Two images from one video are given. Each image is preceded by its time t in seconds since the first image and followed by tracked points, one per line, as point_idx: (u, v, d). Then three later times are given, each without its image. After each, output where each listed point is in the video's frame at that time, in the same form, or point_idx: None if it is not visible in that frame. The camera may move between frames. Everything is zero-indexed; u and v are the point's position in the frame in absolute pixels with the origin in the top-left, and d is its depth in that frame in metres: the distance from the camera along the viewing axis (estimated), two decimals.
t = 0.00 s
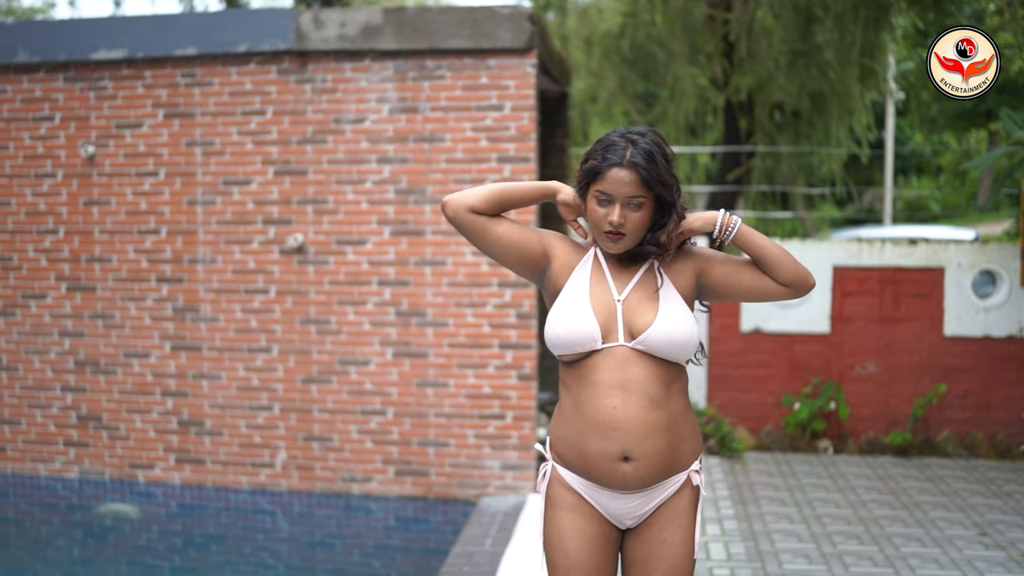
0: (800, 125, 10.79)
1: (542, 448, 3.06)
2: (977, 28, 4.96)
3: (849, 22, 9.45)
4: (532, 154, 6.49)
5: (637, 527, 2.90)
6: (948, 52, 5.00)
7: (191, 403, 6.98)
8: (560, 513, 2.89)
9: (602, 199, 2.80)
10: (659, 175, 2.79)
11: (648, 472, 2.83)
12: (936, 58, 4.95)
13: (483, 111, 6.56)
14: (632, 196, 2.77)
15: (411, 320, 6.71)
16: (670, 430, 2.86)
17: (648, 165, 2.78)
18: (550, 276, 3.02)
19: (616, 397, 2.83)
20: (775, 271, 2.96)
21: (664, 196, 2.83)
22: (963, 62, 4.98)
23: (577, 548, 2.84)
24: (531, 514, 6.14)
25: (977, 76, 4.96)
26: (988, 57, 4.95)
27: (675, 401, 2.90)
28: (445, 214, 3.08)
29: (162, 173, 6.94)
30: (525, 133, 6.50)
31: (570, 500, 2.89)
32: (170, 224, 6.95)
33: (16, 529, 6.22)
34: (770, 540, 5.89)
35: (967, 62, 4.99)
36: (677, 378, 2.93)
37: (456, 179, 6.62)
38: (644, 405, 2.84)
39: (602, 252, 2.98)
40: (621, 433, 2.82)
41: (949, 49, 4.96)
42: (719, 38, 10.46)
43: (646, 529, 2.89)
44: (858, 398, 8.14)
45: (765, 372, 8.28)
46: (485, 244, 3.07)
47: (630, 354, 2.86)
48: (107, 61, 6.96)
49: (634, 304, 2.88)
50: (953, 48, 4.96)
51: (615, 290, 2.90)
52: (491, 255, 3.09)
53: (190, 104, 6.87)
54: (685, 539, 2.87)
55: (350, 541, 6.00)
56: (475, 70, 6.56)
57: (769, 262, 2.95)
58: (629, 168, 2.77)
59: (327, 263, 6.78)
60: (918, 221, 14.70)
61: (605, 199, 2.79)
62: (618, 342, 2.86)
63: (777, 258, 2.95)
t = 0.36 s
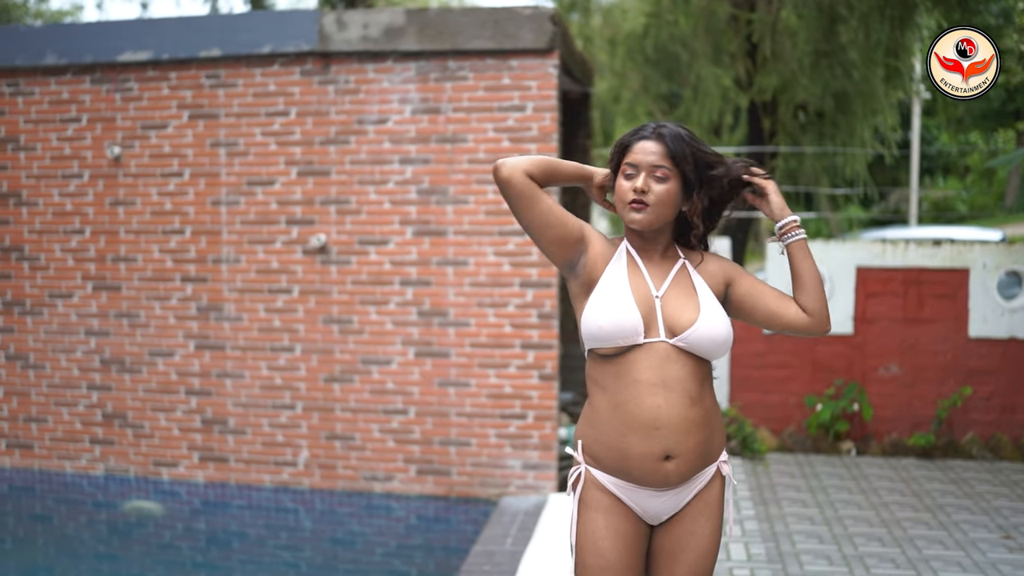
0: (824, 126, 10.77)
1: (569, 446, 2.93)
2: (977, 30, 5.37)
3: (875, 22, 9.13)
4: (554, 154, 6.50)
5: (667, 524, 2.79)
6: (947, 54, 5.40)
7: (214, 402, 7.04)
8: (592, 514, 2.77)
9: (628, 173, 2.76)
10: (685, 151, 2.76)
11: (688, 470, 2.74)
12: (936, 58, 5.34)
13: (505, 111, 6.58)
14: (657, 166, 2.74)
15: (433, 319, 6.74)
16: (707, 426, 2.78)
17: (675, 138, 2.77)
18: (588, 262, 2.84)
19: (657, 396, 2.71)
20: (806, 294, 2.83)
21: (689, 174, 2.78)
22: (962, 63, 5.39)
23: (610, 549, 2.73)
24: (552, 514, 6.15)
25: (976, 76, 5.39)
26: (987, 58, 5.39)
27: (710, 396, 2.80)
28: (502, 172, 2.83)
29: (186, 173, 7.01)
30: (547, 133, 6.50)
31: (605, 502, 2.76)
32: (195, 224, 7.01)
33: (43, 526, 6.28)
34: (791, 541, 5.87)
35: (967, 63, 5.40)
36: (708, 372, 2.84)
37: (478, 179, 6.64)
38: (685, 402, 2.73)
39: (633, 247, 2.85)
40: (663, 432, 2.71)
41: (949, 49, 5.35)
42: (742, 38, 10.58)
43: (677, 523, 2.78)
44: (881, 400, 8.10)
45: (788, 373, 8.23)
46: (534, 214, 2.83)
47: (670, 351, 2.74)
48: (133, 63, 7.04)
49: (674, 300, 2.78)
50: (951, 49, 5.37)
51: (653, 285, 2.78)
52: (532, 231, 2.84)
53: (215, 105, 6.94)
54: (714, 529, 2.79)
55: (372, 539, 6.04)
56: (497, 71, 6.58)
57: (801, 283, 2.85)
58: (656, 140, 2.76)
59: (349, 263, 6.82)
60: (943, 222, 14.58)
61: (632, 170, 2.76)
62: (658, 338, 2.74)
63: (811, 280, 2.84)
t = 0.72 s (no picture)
0: (835, 126, 10.76)
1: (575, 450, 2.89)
2: (977, 30, 5.46)
3: (885, 22, 8.97)
4: (562, 155, 6.53)
5: (675, 523, 2.79)
6: (948, 53, 5.50)
7: (225, 401, 7.08)
8: (605, 518, 2.74)
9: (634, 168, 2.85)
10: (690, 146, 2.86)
11: (699, 475, 2.74)
12: (936, 59, 5.45)
13: (513, 113, 6.60)
14: (661, 156, 2.82)
15: (442, 320, 6.77)
16: (716, 432, 2.78)
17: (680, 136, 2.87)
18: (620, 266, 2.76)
19: (672, 405, 2.70)
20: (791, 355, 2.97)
21: (694, 166, 2.86)
22: (962, 63, 5.49)
23: (623, 551, 2.71)
24: (559, 513, 6.17)
25: (976, 76, 5.48)
26: (987, 58, 5.48)
27: (717, 402, 2.81)
28: (586, 178, 2.56)
29: (197, 174, 7.05)
30: (555, 134, 6.53)
31: (619, 506, 2.73)
32: (205, 225, 7.06)
33: (54, 525, 6.33)
34: (798, 541, 5.88)
35: (967, 64, 5.50)
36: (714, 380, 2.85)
37: (487, 180, 6.66)
38: (697, 411, 2.73)
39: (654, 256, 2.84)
40: (677, 439, 2.70)
41: (948, 50, 5.46)
42: (752, 39, 10.67)
43: (684, 522, 2.78)
44: (889, 401, 8.09)
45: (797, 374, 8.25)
46: (598, 221, 2.65)
47: (682, 361, 2.73)
48: (145, 65, 7.09)
49: (691, 311, 2.78)
50: (952, 50, 5.47)
51: (671, 294, 2.78)
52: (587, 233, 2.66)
53: (226, 107, 6.98)
54: (721, 525, 2.80)
55: (380, 538, 6.07)
56: (506, 73, 6.60)
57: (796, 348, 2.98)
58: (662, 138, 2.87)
59: (359, 264, 6.86)
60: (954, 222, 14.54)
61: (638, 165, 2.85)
62: (675, 348, 2.73)
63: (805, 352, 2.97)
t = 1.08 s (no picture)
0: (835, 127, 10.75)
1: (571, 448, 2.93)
2: (977, 29, 5.58)
3: (885, 23, 8.96)
4: (562, 156, 6.57)
5: (670, 520, 2.83)
6: (948, 54, 5.63)
7: (226, 400, 7.13)
8: (601, 515, 2.78)
9: (626, 175, 2.82)
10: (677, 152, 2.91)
11: (691, 476, 2.78)
12: (936, 59, 5.56)
13: (513, 114, 6.64)
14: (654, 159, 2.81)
15: (443, 319, 6.81)
16: (708, 433, 2.82)
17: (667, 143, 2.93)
18: (633, 277, 2.75)
19: (665, 410, 2.74)
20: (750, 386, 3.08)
21: (683, 167, 2.92)
22: (962, 63, 5.62)
23: (620, 547, 2.75)
24: (559, 512, 6.21)
25: (976, 76, 5.63)
26: (987, 58, 5.62)
27: (708, 404, 2.85)
28: (664, 221, 2.48)
29: (199, 175, 7.10)
30: (555, 135, 6.58)
31: (615, 504, 2.78)
32: (207, 225, 7.10)
33: (57, 523, 6.38)
34: (797, 539, 5.91)
35: (967, 63, 5.63)
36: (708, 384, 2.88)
37: (487, 181, 6.70)
38: (690, 415, 2.77)
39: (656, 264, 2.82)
40: (669, 443, 2.74)
41: (949, 50, 5.57)
42: (752, 40, 10.67)
43: (679, 518, 2.82)
44: (889, 400, 8.14)
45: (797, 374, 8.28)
46: (648, 252, 2.59)
47: (678, 367, 2.76)
48: (148, 67, 7.14)
49: (690, 316, 2.79)
50: (952, 49, 5.59)
51: (671, 300, 2.78)
52: (630, 258, 2.62)
53: (228, 108, 7.03)
54: (715, 520, 2.84)
55: (381, 537, 6.11)
56: (506, 74, 6.64)
57: (759, 382, 3.09)
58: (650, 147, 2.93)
59: (360, 264, 6.90)
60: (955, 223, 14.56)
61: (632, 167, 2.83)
62: (672, 355, 2.75)
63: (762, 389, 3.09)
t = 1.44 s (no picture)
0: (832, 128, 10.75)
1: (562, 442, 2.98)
2: (977, 29, 5.58)
3: (884, 25, 9.15)
4: (561, 157, 6.62)
5: (657, 515, 2.88)
6: (948, 54, 5.63)
7: (227, 399, 7.18)
8: (590, 509, 2.84)
9: (625, 172, 2.87)
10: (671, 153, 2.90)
11: (679, 472, 2.83)
12: (935, 59, 5.58)
13: (512, 115, 6.69)
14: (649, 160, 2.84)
15: (442, 319, 6.86)
16: (696, 431, 2.86)
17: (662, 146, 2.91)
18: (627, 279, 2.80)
19: (655, 408, 2.78)
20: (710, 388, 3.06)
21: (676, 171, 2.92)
22: (962, 63, 5.63)
23: (608, 541, 2.81)
24: (557, 510, 6.26)
25: (976, 76, 5.60)
26: (987, 58, 5.60)
27: (697, 402, 2.89)
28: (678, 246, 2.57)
29: (200, 176, 7.15)
30: (554, 136, 6.63)
31: (603, 498, 2.83)
32: (208, 226, 7.15)
33: (59, 521, 6.43)
34: (793, 538, 5.96)
35: (967, 64, 5.63)
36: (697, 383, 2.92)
37: (486, 182, 6.75)
38: (679, 413, 2.81)
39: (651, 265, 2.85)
40: (658, 439, 2.79)
41: (948, 50, 5.59)
42: (751, 42, 10.71)
43: (665, 513, 2.87)
44: (886, 400, 8.18)
45: (794, 374, 8.32)
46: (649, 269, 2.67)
47: (668, 366, 2.80)
48: (149, 68, 7.19)
49: (682, 317, 2.84)
50: (951, 50, 5.60)
51: (664, 300, 2.82)
52: (629, 268, 2.68)
53: (229, 109, 7.08)
54: (700, 515, 2.89)
55: (380, 535, 6.15)
56: (505, 76, 6.69)
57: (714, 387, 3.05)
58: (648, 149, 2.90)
59: (359, 264, 6.95)
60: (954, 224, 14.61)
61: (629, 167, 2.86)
62: (663, 353, 2.80)
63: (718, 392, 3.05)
